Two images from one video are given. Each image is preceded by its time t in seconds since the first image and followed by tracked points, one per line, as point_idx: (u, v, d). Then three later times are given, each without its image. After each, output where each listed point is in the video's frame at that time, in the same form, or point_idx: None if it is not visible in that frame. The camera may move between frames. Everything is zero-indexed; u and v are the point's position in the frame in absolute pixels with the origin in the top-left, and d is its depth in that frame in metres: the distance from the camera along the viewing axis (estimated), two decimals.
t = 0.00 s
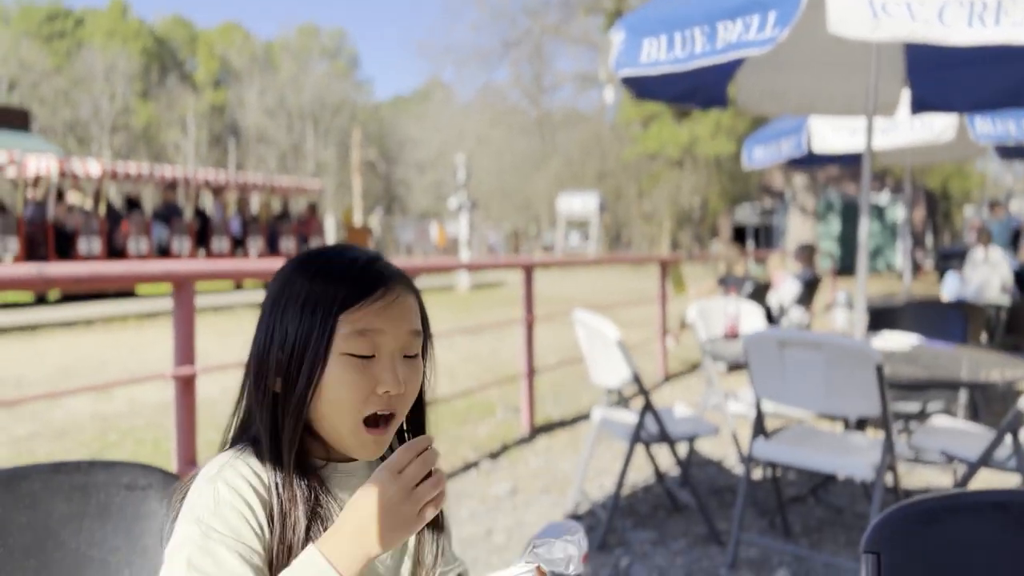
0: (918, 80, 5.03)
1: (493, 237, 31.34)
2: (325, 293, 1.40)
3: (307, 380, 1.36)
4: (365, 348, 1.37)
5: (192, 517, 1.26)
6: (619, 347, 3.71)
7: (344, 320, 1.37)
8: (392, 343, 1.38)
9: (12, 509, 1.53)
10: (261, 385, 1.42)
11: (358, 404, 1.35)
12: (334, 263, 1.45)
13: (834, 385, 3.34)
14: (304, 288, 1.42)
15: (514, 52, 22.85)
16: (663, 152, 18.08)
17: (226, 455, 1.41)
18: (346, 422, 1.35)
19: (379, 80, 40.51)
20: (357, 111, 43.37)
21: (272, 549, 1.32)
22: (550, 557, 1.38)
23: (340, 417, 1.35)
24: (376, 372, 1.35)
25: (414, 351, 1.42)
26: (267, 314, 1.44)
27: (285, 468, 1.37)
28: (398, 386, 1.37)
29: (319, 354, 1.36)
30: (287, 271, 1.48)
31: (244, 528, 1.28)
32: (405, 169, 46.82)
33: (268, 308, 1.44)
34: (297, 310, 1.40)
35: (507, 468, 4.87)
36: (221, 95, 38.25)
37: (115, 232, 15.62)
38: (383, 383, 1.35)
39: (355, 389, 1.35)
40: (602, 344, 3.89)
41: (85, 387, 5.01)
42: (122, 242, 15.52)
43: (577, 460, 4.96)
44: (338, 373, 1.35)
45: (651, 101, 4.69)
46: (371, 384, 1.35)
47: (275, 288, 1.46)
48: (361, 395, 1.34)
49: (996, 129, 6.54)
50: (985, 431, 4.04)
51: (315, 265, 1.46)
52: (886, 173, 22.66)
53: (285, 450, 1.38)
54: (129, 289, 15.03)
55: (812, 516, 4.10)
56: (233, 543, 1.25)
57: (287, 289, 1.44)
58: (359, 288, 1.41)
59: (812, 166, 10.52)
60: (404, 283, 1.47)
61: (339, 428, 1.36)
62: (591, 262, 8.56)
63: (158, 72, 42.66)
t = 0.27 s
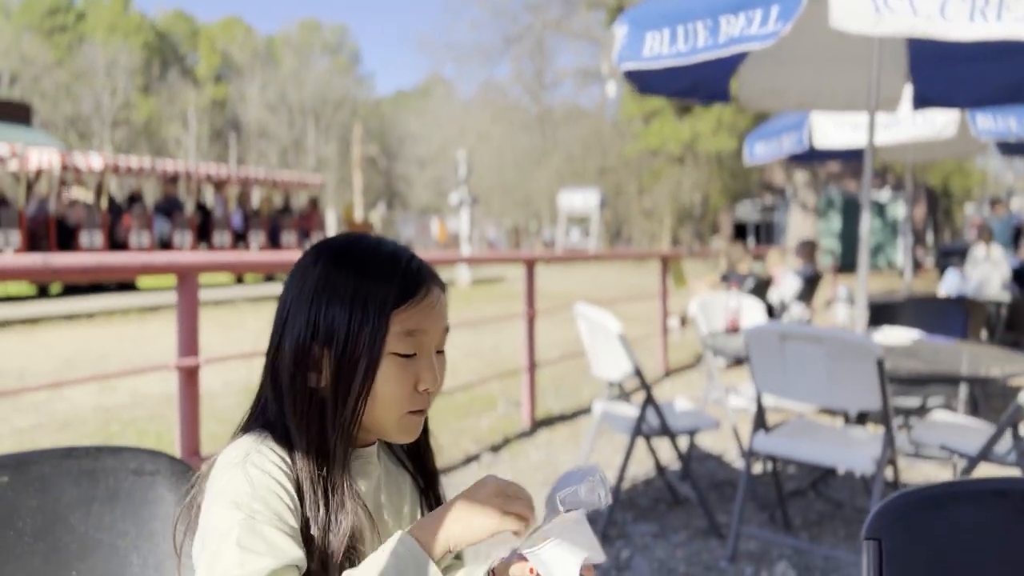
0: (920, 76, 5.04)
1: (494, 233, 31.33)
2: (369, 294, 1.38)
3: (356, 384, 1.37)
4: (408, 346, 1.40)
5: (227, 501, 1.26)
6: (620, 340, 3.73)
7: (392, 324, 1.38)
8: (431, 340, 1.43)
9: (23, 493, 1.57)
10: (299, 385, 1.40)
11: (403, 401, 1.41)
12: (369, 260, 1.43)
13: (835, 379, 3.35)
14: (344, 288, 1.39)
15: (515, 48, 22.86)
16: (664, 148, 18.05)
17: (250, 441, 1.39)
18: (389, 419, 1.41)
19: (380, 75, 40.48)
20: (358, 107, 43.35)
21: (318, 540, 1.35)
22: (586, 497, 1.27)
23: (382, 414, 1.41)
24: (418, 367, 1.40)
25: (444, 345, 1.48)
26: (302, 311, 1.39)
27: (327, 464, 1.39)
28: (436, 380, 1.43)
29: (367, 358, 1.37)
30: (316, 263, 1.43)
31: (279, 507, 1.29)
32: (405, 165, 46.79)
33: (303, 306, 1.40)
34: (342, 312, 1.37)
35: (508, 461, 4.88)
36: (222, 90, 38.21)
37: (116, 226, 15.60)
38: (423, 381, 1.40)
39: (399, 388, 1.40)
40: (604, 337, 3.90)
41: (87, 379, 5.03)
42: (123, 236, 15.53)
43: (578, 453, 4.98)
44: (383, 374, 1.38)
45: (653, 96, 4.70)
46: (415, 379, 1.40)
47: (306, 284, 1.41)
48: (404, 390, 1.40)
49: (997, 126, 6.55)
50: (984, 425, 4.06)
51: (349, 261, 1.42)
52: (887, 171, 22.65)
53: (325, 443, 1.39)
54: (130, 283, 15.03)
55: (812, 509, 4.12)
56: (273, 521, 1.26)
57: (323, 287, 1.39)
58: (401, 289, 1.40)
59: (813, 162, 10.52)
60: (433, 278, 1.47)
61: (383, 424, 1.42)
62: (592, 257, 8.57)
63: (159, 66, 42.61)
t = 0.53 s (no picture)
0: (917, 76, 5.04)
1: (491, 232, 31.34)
2: (386, 290, 1.37)
3: (384, 380, 1.37)
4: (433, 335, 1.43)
5: (254, 505, 1.24)
6: (618, 339, 3.74)
7: (414, 315, 1.38)
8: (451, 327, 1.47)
9: (21, 489, 1.57)
10: (322, 391, 1.38)
11: (432, 390, 1.45)
12: (379, 255, 1.41)
13: (832, 377, 3.36)
14: (360, 286, 1.37)
15: (513, 47, 22.92)
16: (662, 148, 18.09)
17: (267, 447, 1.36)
18: (419, 405, 1.44)
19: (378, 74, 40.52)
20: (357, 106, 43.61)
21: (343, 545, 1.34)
22: (582, 513, 1.31)
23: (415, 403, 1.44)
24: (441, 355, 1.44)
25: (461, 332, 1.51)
26: (316, 318, 1.36)
27: (354, 464, 1.39)
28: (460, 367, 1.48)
29: (394, 354, 1.37)
30: (321, 268, 1.40)
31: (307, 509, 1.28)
32: (403, 164, 46.76)
33: (317, 311, 1.37)
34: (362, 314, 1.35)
35: (505, 460, 4.89)
36: (219, 88, 38.19)
37: (113, 223, 15.59)
38: (447, 367, 1.45)
39: (426, 375, 1.43)
40: (602, 337, 3.90)
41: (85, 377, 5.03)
42: (120, 234, 15.52)
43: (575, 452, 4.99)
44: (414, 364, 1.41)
45: (650, 96, 4.71)
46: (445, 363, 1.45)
47: (316, 288, 1.38)
48: (434, 377, 1.44)
49: (994, 126, 6.57)
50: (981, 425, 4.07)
51: (357, 264, 1.39)
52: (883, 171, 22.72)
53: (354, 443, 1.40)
54: (126, 281, 15.03)
55: (808, 509, 4.13)
56: (303, 523, 1.24)
57: (335, 290, 1.37)
58: (415, 281, 1.40)
59: (811, 163, 10.55)
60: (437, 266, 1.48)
61: (415, 414, 1.44)
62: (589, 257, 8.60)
63: (157, 64, 42.60)
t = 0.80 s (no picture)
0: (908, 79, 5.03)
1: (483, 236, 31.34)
2: (427, 267, 1.45)
3: (431, 354, 1.44)
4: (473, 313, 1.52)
5: (276, 494, 1.27)
6: (611, 342, 3.73)
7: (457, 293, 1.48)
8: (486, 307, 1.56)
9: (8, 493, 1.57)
10: (363, 372, 1.42)
11: (473, 367, 1.53)
12: (419, 236, 1.49)
13: (825, 381, 3.36)
14: (403, 265, 1.44)
15: (506, 51, 22.98)
16: (653, 152, 18.15)
17: (289, 438, 1.37)
18: (464, 385, 1.52)
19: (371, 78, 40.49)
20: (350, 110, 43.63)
21: (375, 529, 1.34)
22: (609, 524, 1.27)
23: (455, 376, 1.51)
24: (478, 334, 1.53)
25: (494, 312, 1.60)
26: (358, 298, 1.42)
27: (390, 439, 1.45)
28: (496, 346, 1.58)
29: (438, 328, 1.44)
30: (356, 249, 1.47)
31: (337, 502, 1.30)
32: (395, 168, 46.75)
33: (357, 291, 1.42)
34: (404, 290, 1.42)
35: (498, 463, 4.89)
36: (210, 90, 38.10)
37: (104, 226, 15.51)
38: (484, 347, 1.54)
39: (466, 351, 1.52)
40: (595, 340, 3.90)
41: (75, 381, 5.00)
42: (111, 237, 15.46)
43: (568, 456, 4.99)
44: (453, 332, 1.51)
45: (644, 100, 4.72)
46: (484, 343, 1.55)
47: (355, 270, 1.44)
48: (473, 354, 1.52)
49: (985, 131, 6.60)
50: (972, 429, 4.08)
51: (397, 243, 1.47)
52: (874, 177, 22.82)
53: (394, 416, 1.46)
54: (117, 284, 14.96)
55: (800, 513, 4.13)
56: (325, 518, 1.27)
57: (377, 269, 1.43)
58: (456, 262, 1.49)
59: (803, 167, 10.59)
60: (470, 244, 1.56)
61: (459, 393, 1.52)
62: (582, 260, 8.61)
63: (149, 67, 42.51)
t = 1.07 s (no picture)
0: (893, 93, 5.10)
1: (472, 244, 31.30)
2: (409, 223, 1.52)
3: (410, 308, 1.50)
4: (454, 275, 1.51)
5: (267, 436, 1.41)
6: (597, 351, 3.74)
7: (425, 250, 1.50)
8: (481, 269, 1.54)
9: None
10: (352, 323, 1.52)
11: (455, 326, 1.51)
12: (413, 194, 1.56)
13: (811, 390, 3.37)
14: (393, 221, 1.53)
15: (495, 59, 23.08)
16: (641, 160, 18.19)
17: (305, 395, 1.47)
18: (435, 346, 1.50)
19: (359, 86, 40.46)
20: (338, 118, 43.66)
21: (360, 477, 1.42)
22: (603, 516, 1.34)
23: (432, 342, 1.50)
24: (467, 296, 1.51)
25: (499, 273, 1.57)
26: (354, 252, 1.55)
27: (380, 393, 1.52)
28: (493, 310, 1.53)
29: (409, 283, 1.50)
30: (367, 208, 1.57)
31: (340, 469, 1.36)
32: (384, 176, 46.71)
33: (354, 246, 1.56)
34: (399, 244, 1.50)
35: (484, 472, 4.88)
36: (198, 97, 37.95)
37: (90, 234, 15.41)
38: (472, 310, 1.51)
39: (456, 312, 1.50)
40: (581, 348, 3.90)
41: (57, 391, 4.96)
42: (96, 245, 15.35)
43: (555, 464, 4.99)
44: (429, 303, 1.49)
45: (631, 109, 4.74)
46: (465, 309, 1.50)
47: (356, 229, 1.57)
48: (457, 316, 1.50)
49: (968, 142, 6.66)
50: (956, 436, 4.11)
51: (393, 202, 1.56)
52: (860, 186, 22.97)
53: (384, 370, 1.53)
54: (103, 293, 14.85)
55: (787, 521, 4.14)
56: (335, 489, 1.31)
57: (373, 225, 1.54)
58: (438, 217, 1.53)
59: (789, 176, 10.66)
60: (484, 201, 1.61)
61: (430, 352, 1.50)
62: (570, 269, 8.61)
63: (136, 74, 42.34)
